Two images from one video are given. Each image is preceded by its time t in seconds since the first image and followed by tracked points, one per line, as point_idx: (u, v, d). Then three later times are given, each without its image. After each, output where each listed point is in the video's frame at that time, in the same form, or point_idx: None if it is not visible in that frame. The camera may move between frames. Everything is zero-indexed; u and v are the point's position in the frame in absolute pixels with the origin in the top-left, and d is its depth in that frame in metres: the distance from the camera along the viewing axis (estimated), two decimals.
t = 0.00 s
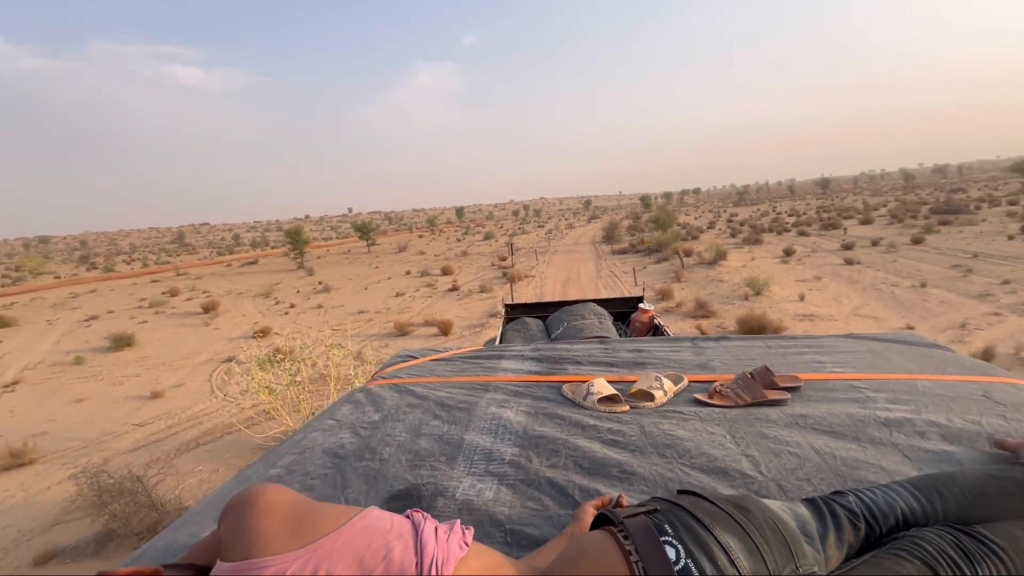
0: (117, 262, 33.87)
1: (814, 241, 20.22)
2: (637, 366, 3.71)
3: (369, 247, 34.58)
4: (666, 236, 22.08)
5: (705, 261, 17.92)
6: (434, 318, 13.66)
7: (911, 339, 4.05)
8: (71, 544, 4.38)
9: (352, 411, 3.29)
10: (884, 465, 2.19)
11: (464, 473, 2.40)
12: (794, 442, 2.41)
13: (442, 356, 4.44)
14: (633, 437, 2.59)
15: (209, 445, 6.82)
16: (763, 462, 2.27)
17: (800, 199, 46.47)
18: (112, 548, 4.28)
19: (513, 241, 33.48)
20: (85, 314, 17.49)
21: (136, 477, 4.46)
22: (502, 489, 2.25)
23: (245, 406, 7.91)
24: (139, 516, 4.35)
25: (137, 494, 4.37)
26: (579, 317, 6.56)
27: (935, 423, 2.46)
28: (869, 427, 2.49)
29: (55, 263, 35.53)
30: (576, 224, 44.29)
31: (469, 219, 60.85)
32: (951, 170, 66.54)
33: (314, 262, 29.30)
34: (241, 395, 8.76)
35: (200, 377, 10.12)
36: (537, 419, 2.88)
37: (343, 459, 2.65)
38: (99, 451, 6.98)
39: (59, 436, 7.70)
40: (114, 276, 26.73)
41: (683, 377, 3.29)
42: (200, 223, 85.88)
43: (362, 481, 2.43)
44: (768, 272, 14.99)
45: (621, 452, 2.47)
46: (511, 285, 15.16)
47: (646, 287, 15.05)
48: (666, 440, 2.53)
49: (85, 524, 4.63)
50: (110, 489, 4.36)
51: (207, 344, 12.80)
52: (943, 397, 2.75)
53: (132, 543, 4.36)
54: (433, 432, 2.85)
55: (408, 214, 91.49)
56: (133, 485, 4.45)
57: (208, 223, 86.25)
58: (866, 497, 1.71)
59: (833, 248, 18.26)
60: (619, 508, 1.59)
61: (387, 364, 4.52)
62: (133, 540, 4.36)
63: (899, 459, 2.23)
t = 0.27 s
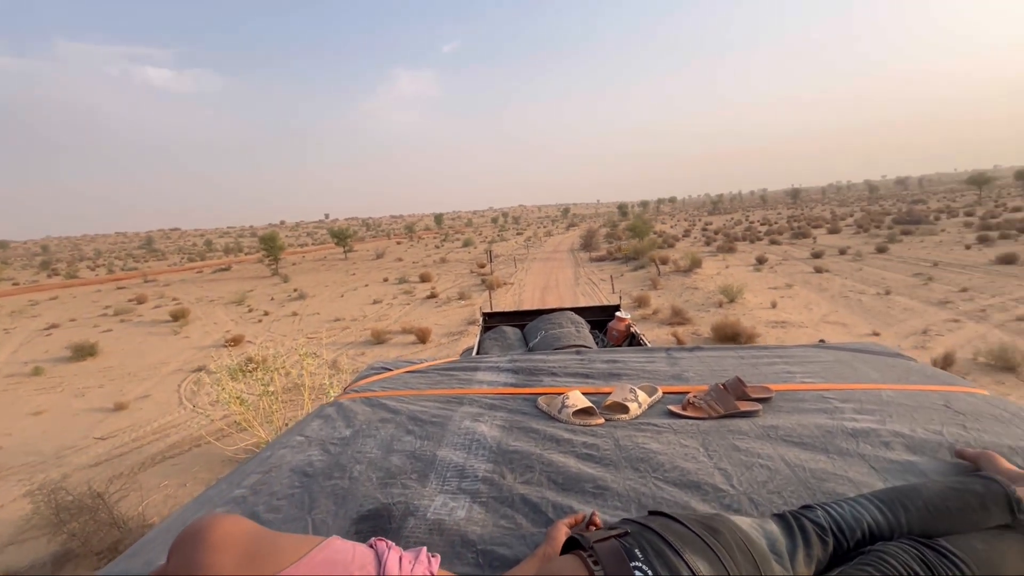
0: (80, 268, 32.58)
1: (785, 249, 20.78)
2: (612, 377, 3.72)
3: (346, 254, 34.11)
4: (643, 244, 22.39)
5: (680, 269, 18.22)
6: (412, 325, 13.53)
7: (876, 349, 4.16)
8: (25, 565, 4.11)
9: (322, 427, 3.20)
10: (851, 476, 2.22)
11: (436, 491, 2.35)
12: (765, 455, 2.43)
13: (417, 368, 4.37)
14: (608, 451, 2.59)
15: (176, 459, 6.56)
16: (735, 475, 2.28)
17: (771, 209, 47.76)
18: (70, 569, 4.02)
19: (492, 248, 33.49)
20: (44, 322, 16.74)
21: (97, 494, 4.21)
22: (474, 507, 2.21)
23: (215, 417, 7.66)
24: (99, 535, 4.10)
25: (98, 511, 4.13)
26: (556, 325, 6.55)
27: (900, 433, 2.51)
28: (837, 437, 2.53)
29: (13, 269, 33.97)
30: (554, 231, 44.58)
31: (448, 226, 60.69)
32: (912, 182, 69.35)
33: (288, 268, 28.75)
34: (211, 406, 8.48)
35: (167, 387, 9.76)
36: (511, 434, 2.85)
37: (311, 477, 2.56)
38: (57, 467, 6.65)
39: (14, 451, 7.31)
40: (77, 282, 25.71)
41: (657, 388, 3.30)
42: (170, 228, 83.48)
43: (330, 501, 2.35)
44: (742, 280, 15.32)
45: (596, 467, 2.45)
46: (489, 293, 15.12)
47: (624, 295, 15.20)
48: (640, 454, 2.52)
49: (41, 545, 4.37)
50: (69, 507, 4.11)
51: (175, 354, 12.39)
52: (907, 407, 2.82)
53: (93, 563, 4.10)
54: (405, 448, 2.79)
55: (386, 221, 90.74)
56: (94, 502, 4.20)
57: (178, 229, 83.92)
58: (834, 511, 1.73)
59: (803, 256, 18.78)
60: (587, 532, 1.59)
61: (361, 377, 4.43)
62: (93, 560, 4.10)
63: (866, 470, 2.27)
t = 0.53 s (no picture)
0: (46, 274, 31.39)
1: (761, 257, 21.23)
2: (591, 388, 3.72)
3: (325, 260, 33.65)
4: (623, 251, 22.62)
5: (660, 276, 18.45)
6: (392, 333, 13.37)
7: (847, 357, 4.26)
8: None
9: (296, 442, 3.13)
10: (824, 487, 2.25)
11: (412, 508, 2.30)
12: (741, 466, 2.45)
13: (395, 379, 4.31)
14: (586, 464, 2.58)
15: (145, 472, 6.32)
16: (711, 488, 2.30)
17: (747, 217, 48.80)
18: None
19: (473, 255, 33.42)
20: (6, 330, 16.07)
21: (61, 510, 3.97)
22: (451, 524, 2.17)
23: (187, 428, 7.42)
24: (61, 553, 3.82)
25: (60, 528, 3.88)
26: (537, 333, 6.55)
27: (870, 443, 2.57)
28: (810, 448, 2.57)
29: None
30: (535, 238, 44.75)
31: (429, 232, 60.41)
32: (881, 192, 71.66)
33: (265, 274, 28.20)
34: (183, 417, 8.22)
35: (137, 397, 9.44)
36: (490, 448, 2.82)
37: (284, 495, 2.49)
38: (16, 482, 6.34)
39: None
40: (42, 288, 24.76)
41: (635, 399, 3.31)
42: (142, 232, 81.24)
43: (302, 520, 2.29)
44: (719, 287, 15.59)
45: (574, 481, 2.44)
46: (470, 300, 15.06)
47: (604, 301, 15.31)
48: (618, 467, 2.52)
49: None
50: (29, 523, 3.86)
51: (145, 362, 12.00)
52: (877, 416, 2.89)
53: None
54: (381, 463, 2.74)
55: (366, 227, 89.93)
56: (57, 519, 3.96)
57: (150, 233, 81.72)
58: (806, 525, 1.76)
59: (777, 264, 19.21)
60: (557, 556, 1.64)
61: (337, 389, 4.34)
62: None
63: (838, 480, 2.31)
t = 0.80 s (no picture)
0: (13, 278, 30.33)
1: (740, 264, 21.59)
2: (573, 397, 3.72)
3: (306, 265, 33.21)
4: (606, 257, 22.79)
5: (642, 282, 18.62)
6: (374, 338, 13.23)
7: (823, 365, 4.35)
8: None
9: (272, 454, 3.06)
10: (801, 495, 2.28)
11: (391, 522, 2.27)
12: (720, 475, 2.47)
13: (375, 388, 4.25)
14: (567, 474, 2.58)
15: (116, 483, 6.12)
16: (691, 497, 2.31)
17: (727, 224, 49.65)
18: None
19: (457, 260, 33.35)
20: None
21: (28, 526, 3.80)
22: (431, 537, 2.14)
23: (161, 437, 7.21)
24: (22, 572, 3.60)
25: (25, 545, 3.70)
26: (520, 340, 6.53)
27: (845, 450, 2.61)
28: (788, 455, 2.61)
29: None
30: (519, 244, 44.86)
31: (412, 237, 60.06)
32: (856, 201, 73.67)
33: (244, 279, 27.70)
34: (157, 425, 7.99)
35: (108, 406, 9.16)
36: (470, 458, 2.80)
37: (258, 510, 2.43)
38: None
39: None
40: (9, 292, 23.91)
41: (617, 407, 3.32)
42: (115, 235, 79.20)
43: (277, 536, 2.23)
44: (700, 293, 15.80)
45: (554, 491, 2.44)
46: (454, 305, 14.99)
47: (587, 307, 15.38)
48: (598, 477, 2.52)
49: None
50: None
51: (118, 369, 11.64)
52: (851, 424, 2.94)
53: None
54: (360, 475, 2.69)
55: (349, 231, 89.09)
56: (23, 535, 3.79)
57: (125, 237, 79.73)
58: (783, 534, 1.78)
59: (757, 270, 19.56)
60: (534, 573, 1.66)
61: (315, 398, 4.27)
62: None
63: (814, 487, 2.34)
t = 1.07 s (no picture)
0: None
1: (723, 269, 21.90)
2: (557, 403, 3.71)
3: (289, 268, 32.77)
4: (591, 262, 22.92)
5: (627, 286, 18.76)
6: (358, 343, 13.09)
7: (803, 371, 4.41)
8: None
9: (250, 464, 2.99)
10: (781, 502, 2.31)
11: (372, 533, 2.23)
12: (702, 482, 2.49)
13: (357, 396, 4.20)
14: (550, 482, 2.57)
15: (89, 492, 5.93)
16: (674, 504, 2.32)
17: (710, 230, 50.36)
18: None
19: (442, 263, 33.23)
20: None
21: None
22: (412, 549, 2.11)
23: (137, 444, 7.02)
24: None
25: None
26: (505, 345, 6.52)
27: (824, 456, 2.65)
28: (768, 462, 2.63)
29: None
30: (505, 248, 44.92)
31: (397, 240, 59.70)
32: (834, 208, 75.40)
33: (225, 282, 27.22)
34: (132, 432, 7.78)
35: (81, 412, 8.90)
36: (453, 467, 2.78)
37: (235, 523, 2.37)
38: None
39: None
40: None
41: (600, 415, 3.32)
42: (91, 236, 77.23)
43: (254, 549, 2.17)
44: (684, 298, 15.97)
45: (537, 500, 2.43)
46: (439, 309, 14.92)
47: (573, 312, 15.44)
48: (582, 485, 2.52)
49: None
50: None
51: (92, 374, 11.32)
52: (830, 430, 2.99)
53: None
54: (341, 485, 2.65)
55: (333, 234, 88.18)
56: None
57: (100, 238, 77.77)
58: (763, 542, 1.80)
59: (739, 276, 19.86)
60: None
61: (296, 405, 4.20)
62: None
63: (793, 494, 2.37)
